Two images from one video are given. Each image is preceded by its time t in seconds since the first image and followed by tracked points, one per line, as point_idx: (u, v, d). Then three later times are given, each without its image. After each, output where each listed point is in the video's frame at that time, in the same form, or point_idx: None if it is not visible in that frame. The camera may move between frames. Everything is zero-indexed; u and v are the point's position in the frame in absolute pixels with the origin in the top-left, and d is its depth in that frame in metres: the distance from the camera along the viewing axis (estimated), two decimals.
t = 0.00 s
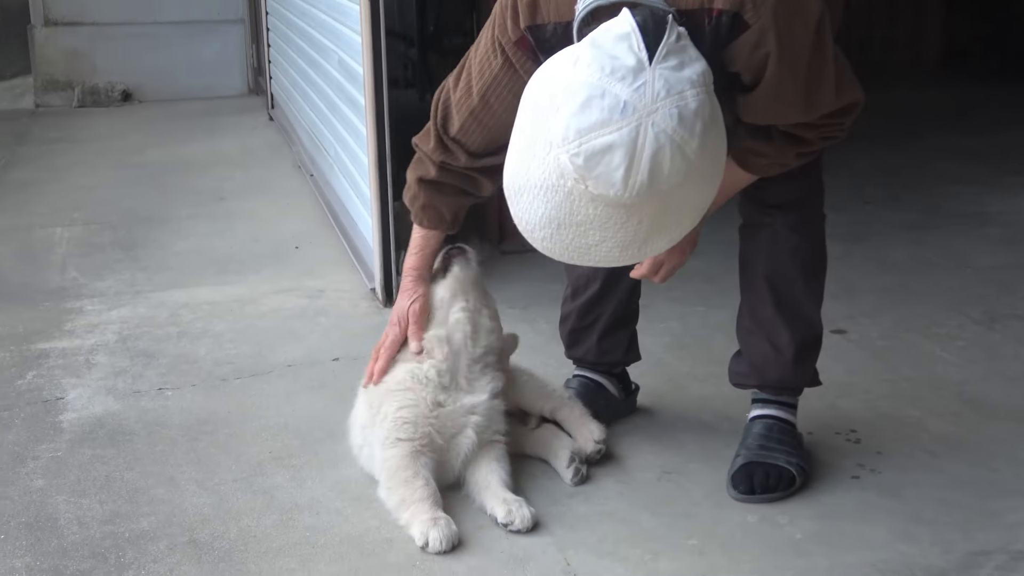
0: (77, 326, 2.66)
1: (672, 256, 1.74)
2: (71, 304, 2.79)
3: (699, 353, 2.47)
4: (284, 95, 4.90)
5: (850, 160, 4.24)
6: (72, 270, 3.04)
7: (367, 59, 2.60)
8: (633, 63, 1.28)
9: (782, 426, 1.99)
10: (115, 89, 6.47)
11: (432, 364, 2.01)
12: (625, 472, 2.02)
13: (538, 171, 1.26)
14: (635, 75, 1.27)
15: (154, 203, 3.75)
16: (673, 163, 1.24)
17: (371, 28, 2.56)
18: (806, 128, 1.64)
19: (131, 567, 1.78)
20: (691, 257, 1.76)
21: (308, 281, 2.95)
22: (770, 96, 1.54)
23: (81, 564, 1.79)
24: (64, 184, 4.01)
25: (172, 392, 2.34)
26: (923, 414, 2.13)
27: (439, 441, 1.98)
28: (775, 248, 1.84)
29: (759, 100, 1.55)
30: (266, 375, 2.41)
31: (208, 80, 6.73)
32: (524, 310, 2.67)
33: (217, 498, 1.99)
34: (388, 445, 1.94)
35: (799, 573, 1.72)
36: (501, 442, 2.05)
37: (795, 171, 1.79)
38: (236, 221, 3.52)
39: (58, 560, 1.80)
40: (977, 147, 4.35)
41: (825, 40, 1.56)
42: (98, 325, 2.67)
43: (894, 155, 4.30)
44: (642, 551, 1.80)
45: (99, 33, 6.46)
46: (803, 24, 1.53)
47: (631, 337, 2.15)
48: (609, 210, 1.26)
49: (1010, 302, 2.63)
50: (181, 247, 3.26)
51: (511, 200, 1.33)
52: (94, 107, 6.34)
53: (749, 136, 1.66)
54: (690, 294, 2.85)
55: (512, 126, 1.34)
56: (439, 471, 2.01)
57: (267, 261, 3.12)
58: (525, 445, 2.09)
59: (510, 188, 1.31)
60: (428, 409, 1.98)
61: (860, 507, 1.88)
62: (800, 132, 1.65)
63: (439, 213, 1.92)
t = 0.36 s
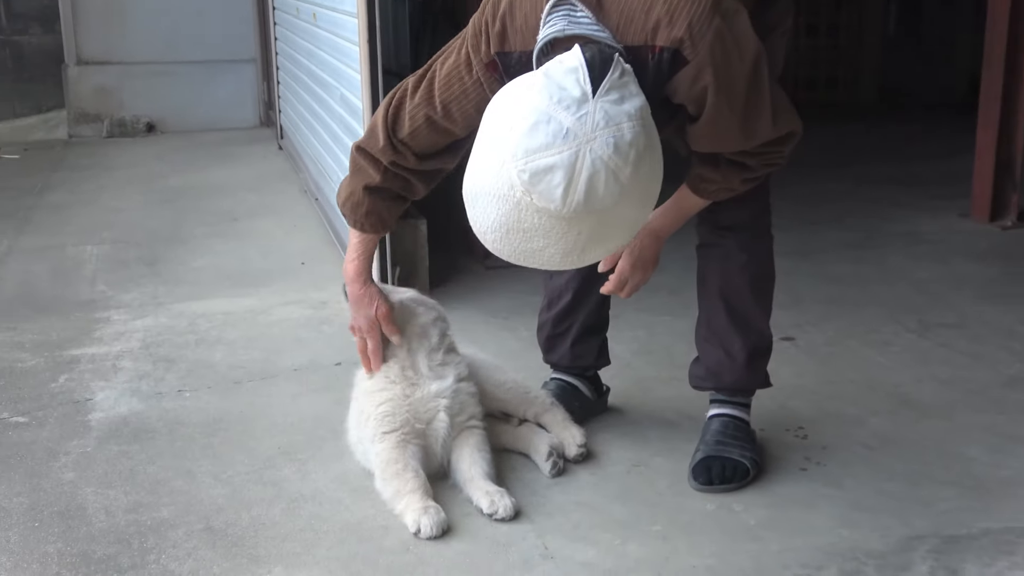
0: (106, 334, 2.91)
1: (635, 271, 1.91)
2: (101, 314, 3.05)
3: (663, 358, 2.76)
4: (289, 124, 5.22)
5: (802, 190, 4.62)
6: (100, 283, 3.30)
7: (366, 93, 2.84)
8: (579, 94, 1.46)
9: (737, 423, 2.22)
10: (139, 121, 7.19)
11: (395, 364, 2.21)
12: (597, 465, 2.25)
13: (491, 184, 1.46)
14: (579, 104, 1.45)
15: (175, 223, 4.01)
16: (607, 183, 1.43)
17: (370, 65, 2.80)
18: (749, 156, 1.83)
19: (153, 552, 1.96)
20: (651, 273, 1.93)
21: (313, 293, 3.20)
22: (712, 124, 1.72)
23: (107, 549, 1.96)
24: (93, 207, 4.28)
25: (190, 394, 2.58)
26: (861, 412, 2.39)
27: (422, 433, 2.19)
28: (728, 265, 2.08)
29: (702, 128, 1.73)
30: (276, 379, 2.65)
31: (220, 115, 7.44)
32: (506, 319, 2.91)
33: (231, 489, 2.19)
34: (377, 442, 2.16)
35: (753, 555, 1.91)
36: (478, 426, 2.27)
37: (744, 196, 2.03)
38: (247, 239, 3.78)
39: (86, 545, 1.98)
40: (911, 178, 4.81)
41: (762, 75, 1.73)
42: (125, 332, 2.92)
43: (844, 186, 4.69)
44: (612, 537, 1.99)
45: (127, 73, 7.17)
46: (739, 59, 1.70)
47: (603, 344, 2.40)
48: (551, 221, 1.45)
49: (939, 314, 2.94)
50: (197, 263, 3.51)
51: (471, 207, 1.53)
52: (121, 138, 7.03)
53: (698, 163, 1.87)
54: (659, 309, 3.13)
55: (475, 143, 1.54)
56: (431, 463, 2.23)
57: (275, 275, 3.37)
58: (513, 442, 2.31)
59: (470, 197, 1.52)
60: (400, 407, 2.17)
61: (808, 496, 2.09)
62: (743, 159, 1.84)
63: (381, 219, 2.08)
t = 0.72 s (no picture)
0: (115, 344, 3.06)
1: (608, 286, 2.06)
2: (109, 326, 3.19)
3: (641, 364, 2.91)
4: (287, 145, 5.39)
5: (778, 203, 4.79)
6: (109, 296, 3.45)
7: (361, 116, 2.99)
8: (557, 97, 1.63)
9: (710, 425, 2.35)
10: (147, 143, 7.38)
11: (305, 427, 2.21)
12: (579, 465, 2.39)
13: (463, 176, 1.59)
14: (556, 106, 1.61)
15: (180, 240, 4.15)
16: (575, 182, 1.58)
17: (365, 90, 2.95)
18: (712, 174, 1.98)
19: (159, 550, 2.09)
20: (625, 285, 2.08)
21: (312, 305, 3.34)
22: (678, 142, 1.83)
23: (116, 548, 2.09)
24: (102, 225, 4.43)
25: (195, 401, 2.72)
26: (828, 413, 2.53)
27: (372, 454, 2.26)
28: (696, 278, 2.24)
29: (668, 145, 1.84)
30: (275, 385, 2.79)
31: (224, 135, 7.64)
32: (493, 328, 3.05)
33: (234, 491, 2.32)
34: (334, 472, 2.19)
35: (727, 549, 2.02)
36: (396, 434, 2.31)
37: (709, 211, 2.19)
38: (248, 254, 3.92)
39: (96, 545, 2.10)
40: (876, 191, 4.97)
41: (725, 98, 1.86)
42: (133, 343, 3.06)
43: (817, 199, 4.85)
44: (594, 533, 2.11)
45: (134, 97, 7.37)
46: (704, 82, 1.82)
47: (583, 351, 2.54)
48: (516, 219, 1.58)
49: (902, 320, 3.09)
50: (201, 277, 3.65)
51: (440, 194, 1.65)
52: (130, 159, 7.21)
53: (666, 182, 2.02)
54: (639, 319, 3.28)
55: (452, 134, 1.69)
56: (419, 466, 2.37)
57: (275, 288, 3.52)
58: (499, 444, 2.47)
59: (440, 188, 1.64)
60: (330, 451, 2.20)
61: (778, 493, 2.21)
62: (706, 176, 1.98)
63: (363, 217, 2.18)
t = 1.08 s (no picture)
0: (104, 350, 3.05)
1: (597, 291, 2.04)
2: (98, 332, 3.18)
3: (630, 371, 2.91)
4: (277, 152, 5.38)
5: (766, 211, 4.80)
6: (99, 303, 3.43)
7: (352, 124, 2.99)
8: (542, 98, 1.61)
9: (700, 432, 2.36)
10: (137, 148, 7.35)
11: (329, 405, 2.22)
12: (569, 471, 2.38)
13: (447, 175, 1.60)
14: (540, 107, 1.59)
15: (171, 246, 4.14)
16: (555, 184, 1.55)
17: (355, 98, 2.95)
18: (700, 181, 1.98)
19: (148, 557, 2.08)
20: (616, 290, 2.06)
21: (302, 311, 3.33)
22: (667, 150, 1.83)
23: (105, 555, 2.08)
24: (92, 231, 4.42)
25: (183, 407, 2.71)
26: (816, 420, 2.54)
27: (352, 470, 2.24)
28: (687, 286, 2.25)
29: (658, 152, 1.84)
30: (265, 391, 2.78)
31: (210, 141, 7.62)
32: (483, 335, 3.05)
33: (223, 496, 2.32)
34: (305, 510, 2.18)
35: (717, 555, 2.02)
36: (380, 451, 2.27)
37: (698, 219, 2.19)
38: (239, 260, 3.92)
39: (84, 552, 2.09)
40: (863, 199, 4.99)
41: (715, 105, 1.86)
42: (122, 349, 3.05)
43: (805, 207, 4.87)
44: (585, 540, 2.11)
45: (124, 103, 7.35)
46: (694, 91, 1.83)
47: (574, 358, 2.55)
48: (496, 218, 1.58)
49: (889, 327, 3.10)
50: (191, 283, 3.64)
51: (425, 192, 1.65)
52: (120, 165, 7.19)
53: (656, 190, 2.03)
54: (628, 325, 3.28)
55: (440, 133, 1.69)
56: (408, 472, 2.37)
57: (265, 294, 3.51)
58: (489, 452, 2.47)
59: (425, 186, 1.65)
60: (317, 464, 2.18)
61: (768, 500, 2.21)
62: (695, 185, 1.99)
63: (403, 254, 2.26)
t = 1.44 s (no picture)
0: (104, 355, 3.05)
1: (598, 299, 2.03)
2: (98, 337, 3.18)
3: (629, 378, 2.91)
4: (277, 158, 5.38)
5: (766, 218, 4.81)
6: (99, 308, 3.44)
7: (352, 130, 2.99)
8: (543, 109, 1.62)
9: (698, 439, 2.36)
10: (136, 154, 7.37)
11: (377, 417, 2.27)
12: (567, 479, 2.39)
13: (453, 191, 1.61)
14: (541, 118, 1.60)
15: (170, 251, 4.14)
16: (560, 193, 1.55)
17: (354, 105, 2.95)
18: (703, 192, 1.98)
19: (146, 563, 2.08)
20: (617, 298, 2.06)
21: (302, 317, 3.33)
22: (671, 158, 1.83)
23: (104, 561, 2.08)
24: (91, 235, 4.42)
25: (182, 413, 2.71)
26: (815, 428, 2.54)
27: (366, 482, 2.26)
28: (688, 293, 2.25)
29: (662, 161, 1.83)
30: (264, 398, 2.78)
31: (210, 146, 7.62)
32: (482, 341, 3.05)
33: (222, 503, 2.32)
34: (318, 519, 2.20)
35: (715, 564, 2.02)
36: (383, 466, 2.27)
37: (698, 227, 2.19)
38: (238, 266, 3.92)
39: (83, 558, 2.09)
40: (861, 207, 4.99)
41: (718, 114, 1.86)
42: (121, 354, 3.05)
43: (804, 214, 4.87)
44: (584, 548, 2.11)
45: (124, 108, 7.34)
46: (698, 100, 1.82)
47: (573, 365, 2.55)
48: (503, 231, 1.58)
49: (887, 336, 3.11)
50: (191, 288, 3.64)
51: (433, 208, 1.66)
52: (119, 170, 7.19)
53: (658, 198, 2.03)
54: (627, 332, 3.28)
55: (445, 150, 1.70)
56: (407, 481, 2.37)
57: (265, 300, 3.51)
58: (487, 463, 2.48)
59: (433, 203, 1.66)
60: (342, 479, 2.21)
61: (767, 509, 2.21)
62: (698, 194, 1.98)
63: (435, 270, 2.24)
